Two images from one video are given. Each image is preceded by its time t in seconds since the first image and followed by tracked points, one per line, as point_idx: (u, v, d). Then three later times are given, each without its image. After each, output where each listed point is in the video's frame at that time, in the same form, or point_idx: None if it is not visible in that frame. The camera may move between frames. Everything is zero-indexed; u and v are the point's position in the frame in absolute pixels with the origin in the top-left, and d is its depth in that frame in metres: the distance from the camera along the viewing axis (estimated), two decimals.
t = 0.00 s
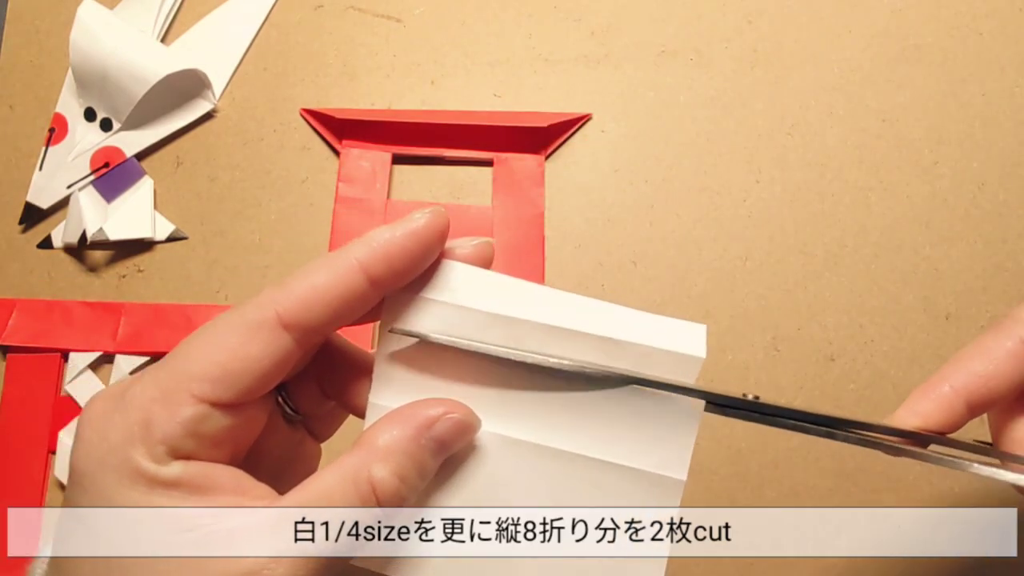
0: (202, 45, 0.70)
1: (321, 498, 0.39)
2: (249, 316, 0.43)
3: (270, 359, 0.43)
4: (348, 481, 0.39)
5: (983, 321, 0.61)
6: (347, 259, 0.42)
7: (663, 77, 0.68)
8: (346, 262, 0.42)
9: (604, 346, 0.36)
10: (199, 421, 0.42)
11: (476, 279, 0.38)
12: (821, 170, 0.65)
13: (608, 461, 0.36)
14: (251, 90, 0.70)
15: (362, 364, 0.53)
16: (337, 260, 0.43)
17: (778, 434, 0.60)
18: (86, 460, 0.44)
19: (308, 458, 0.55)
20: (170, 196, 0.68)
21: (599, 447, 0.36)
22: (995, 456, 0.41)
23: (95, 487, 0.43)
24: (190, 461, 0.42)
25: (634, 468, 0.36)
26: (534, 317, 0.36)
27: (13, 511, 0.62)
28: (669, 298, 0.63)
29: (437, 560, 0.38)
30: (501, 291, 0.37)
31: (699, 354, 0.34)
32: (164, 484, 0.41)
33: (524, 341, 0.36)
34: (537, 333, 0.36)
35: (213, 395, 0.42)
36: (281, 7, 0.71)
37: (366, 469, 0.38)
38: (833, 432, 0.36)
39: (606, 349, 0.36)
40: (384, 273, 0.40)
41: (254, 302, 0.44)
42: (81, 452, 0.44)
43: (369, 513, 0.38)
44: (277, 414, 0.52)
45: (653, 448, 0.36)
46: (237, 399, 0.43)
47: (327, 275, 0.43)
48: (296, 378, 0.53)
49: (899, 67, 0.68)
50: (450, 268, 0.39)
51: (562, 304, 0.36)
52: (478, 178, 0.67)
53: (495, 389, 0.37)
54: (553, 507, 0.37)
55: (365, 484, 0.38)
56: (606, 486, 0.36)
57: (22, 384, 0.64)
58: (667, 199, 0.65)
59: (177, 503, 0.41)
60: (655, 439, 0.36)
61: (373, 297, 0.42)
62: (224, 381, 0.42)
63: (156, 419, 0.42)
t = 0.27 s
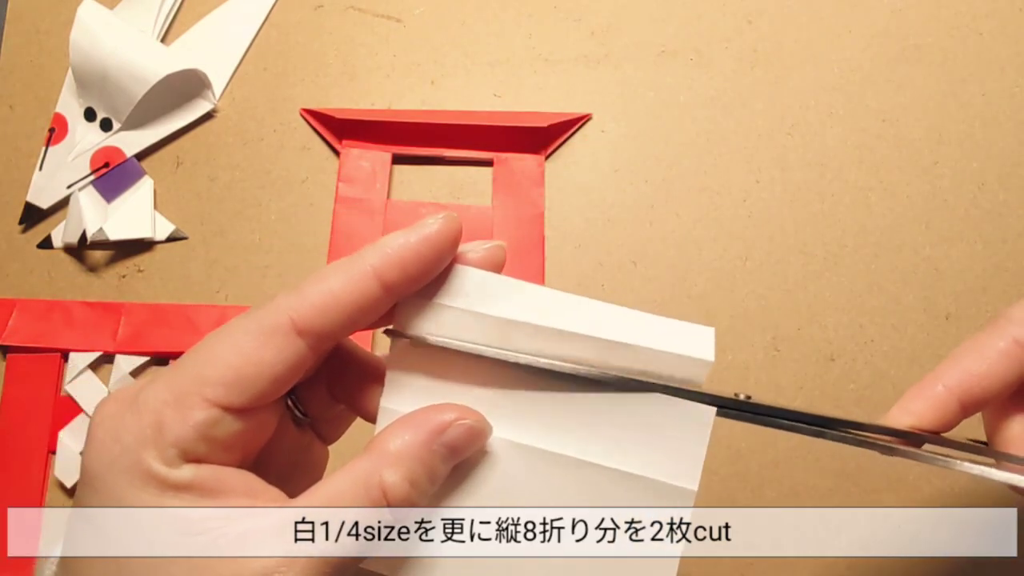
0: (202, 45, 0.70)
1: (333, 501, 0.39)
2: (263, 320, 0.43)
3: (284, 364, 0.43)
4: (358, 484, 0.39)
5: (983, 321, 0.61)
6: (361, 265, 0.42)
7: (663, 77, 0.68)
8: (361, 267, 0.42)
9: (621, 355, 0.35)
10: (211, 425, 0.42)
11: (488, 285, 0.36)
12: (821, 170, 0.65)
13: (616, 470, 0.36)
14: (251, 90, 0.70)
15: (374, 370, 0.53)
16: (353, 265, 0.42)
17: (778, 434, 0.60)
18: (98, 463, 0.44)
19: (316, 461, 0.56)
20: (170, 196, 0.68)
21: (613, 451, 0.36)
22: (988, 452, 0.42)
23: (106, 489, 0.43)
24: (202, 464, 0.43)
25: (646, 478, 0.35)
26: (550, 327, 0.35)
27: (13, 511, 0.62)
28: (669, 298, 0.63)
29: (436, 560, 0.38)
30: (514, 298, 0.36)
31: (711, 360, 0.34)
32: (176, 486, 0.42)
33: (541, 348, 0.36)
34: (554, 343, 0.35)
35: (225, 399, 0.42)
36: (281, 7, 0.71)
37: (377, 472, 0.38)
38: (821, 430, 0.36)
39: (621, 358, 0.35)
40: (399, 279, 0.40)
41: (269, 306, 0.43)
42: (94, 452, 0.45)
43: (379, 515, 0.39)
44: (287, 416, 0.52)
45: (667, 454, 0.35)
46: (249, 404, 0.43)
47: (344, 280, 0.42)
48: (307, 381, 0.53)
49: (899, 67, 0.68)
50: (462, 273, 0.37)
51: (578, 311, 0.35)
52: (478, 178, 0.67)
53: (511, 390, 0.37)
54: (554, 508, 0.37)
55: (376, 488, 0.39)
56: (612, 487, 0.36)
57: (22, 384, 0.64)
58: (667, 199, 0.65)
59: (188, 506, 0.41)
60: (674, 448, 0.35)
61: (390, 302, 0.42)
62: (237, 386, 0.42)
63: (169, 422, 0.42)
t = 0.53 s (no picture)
0: (202, 45, 0.70)
1: (305, 484, 0.39)
2: (218, 303, 0.43)
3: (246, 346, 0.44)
4: (329, 465, 0.39)
5: (983, 321, 0.61)
6: (310, 238, 0.43)
7: (663, 77, 0.68)
8: (308, 241, 0.43)
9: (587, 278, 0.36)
10: (179, 412, 0.42)
11: (447, 235, 0.38)
12: (821, 170, 0.65)
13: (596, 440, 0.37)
14: (251, 90, 0.70)
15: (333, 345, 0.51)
16: (302, 239, 0.43)
17: (778, 434, 0.60)
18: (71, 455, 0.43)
19: (294, 449, 0.54)
20: (170, 196, 0.68)
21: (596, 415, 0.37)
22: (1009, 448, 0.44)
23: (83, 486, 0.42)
24: (172, 454, 0.42)
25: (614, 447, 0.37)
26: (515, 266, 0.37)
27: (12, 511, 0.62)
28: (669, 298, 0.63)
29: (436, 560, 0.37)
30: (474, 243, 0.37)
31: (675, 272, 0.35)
32: (149, 476, 0.41)
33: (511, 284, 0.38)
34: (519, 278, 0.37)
35: (191, 384, 0.43)
36: (281, 7, 0.71)
37: (346, 455, 0.39)
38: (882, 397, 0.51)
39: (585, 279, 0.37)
40: (351, 247, 0.41)
41: (223, 290, 0.44)
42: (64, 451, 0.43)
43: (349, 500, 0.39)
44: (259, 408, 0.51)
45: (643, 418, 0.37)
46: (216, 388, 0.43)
47: (296, 253, 0.43)
48: (273, 367, 0.52)
49: (899, 67, 0.67)
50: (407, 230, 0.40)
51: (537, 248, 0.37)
52: (478, 178, 0.67)
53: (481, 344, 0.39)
54: (553, 507, 0.37)
55: (346, 469, 0.39)
56: (603, 483, 0.37)
57: (22, 384, 0.64)
58: (667, 199, 0.65)
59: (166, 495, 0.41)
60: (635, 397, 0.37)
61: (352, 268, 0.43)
62: (201, 370, 0.43)
63: (137, 413, 0.42)
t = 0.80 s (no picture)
0: (202, 45, 0.70)
1: (387, 495, 0.40)
2: (295, 330, 0.44)
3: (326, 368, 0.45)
4: (408, 478, 0.40)
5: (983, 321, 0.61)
6: (377, 261, 0.44)
7: (663, 77, 0.68)
8: (375, 263, 0.44)
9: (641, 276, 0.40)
10: (265, 436, 0.44)
11: (503, 246, 0.42)
12: (821, 170, 0.65)
13: (643, 434, 0.40)
14: (251, 90, 0.70)
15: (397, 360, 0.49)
16: (370, 264, 0.44)
17: (778, 434, 0.60)
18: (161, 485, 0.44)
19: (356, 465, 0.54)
20: (170, 196, 0.68)
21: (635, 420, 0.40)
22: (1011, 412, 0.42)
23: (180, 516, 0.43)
24: (260, 476, 0.44)
25: (669, 441, 0.40)
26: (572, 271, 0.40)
27: (13, 511, 0.62)
28: (669, 298, 0.63)
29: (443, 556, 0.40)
30: (530, 254, 0.41)
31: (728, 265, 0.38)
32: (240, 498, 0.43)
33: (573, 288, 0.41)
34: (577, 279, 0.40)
35: (273, 408, 0.43)
36: (281, 7, 0.71)
37: (423, 466, 0.40)
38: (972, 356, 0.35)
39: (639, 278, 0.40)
40: (418, 267, 0.43)
41: (297, 317, 0.45)
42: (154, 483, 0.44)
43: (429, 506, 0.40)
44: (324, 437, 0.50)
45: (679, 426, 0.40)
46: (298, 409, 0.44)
47: (365, 277, 0.44)
48: (340, 386, 0.51)
49: (899, 67, 0.68)
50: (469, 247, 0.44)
51: (590, 253, 0.40)
52: (478, 178, 0.67)
53: (523, 357, 0.43)
54: (553, 508, 0.40)
55: (424, 479, 0.40)
56: (656, 488, 0.40)
57: (22, 384, 0.64)
58: (667, 199, 0.65)
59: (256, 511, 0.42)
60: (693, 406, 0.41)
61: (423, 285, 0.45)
62: (286, 396, 0.44)
63: (225, 440, 0.43)
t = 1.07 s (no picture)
0: (202, 45, 0.70)
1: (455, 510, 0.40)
2: (359, 348, 0.43)
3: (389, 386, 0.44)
4: (469, 491, 0.40)
5: (984, 321, 0.61)
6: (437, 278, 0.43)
7: (663, 77, 0.68)
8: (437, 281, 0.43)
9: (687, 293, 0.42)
10: (333, 454, 0.43)
11: (556, 265, 0.43)
12: (821, 170, 0.65)
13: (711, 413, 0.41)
14: (251, 90, 0.70)
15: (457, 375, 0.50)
16: (431, 283, 0.43)
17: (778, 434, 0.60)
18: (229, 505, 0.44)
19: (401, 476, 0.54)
20: (170, 196, 0.68)
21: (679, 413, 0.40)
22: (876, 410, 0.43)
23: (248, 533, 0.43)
24: (327, 491, 0.44)
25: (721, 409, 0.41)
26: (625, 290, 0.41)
27: (13, 510, 0.62)
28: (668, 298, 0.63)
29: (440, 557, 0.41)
30: (584, 272, 0.42)
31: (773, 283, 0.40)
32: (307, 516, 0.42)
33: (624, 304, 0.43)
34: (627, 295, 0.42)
35: (340, 427, 0.43)
36: (281, 7, 0.71)
37: (484, 478, 0.39)
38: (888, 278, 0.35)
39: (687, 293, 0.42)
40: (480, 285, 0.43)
41: (358, 334, 0.44)
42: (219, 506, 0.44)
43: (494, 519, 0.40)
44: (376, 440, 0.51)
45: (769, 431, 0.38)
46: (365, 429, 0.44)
47: (428, 298, 0.44)
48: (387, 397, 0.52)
49: (899, 67, 0.67)
50: (520, 265, 0.44)
51: (637, 274, 0.41)
52: (478, 178, 0.67)
53: (552, 362, 0.42)
54: (552, 508, 0.41)
55: (485, 492, 0.39)
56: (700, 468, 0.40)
57: (21, 384, 0.64)
58: (668, 199, 0.65)
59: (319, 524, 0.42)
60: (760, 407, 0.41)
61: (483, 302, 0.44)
62: (355, 417, 0.43)
63: (294, 458, 0.43)
